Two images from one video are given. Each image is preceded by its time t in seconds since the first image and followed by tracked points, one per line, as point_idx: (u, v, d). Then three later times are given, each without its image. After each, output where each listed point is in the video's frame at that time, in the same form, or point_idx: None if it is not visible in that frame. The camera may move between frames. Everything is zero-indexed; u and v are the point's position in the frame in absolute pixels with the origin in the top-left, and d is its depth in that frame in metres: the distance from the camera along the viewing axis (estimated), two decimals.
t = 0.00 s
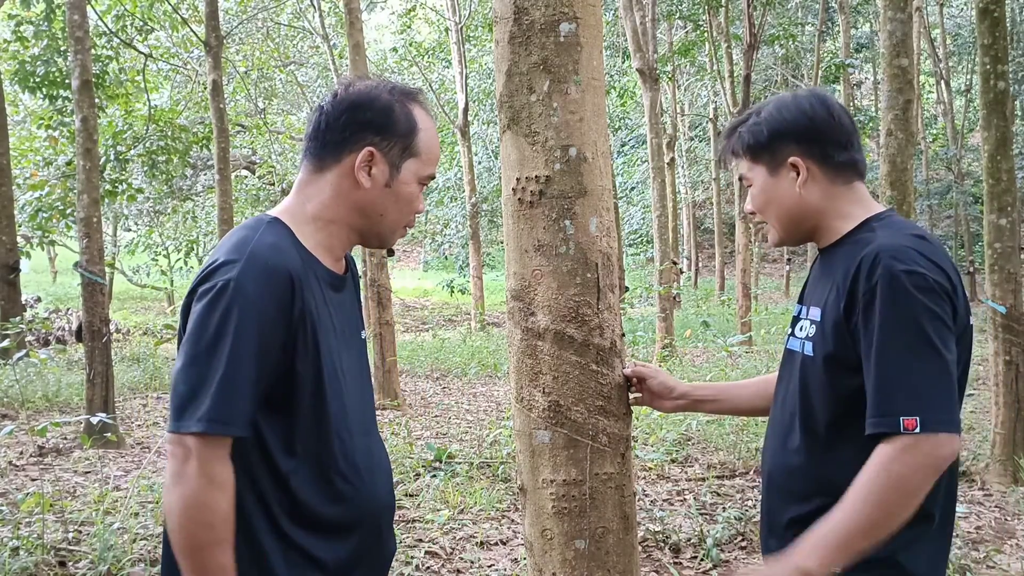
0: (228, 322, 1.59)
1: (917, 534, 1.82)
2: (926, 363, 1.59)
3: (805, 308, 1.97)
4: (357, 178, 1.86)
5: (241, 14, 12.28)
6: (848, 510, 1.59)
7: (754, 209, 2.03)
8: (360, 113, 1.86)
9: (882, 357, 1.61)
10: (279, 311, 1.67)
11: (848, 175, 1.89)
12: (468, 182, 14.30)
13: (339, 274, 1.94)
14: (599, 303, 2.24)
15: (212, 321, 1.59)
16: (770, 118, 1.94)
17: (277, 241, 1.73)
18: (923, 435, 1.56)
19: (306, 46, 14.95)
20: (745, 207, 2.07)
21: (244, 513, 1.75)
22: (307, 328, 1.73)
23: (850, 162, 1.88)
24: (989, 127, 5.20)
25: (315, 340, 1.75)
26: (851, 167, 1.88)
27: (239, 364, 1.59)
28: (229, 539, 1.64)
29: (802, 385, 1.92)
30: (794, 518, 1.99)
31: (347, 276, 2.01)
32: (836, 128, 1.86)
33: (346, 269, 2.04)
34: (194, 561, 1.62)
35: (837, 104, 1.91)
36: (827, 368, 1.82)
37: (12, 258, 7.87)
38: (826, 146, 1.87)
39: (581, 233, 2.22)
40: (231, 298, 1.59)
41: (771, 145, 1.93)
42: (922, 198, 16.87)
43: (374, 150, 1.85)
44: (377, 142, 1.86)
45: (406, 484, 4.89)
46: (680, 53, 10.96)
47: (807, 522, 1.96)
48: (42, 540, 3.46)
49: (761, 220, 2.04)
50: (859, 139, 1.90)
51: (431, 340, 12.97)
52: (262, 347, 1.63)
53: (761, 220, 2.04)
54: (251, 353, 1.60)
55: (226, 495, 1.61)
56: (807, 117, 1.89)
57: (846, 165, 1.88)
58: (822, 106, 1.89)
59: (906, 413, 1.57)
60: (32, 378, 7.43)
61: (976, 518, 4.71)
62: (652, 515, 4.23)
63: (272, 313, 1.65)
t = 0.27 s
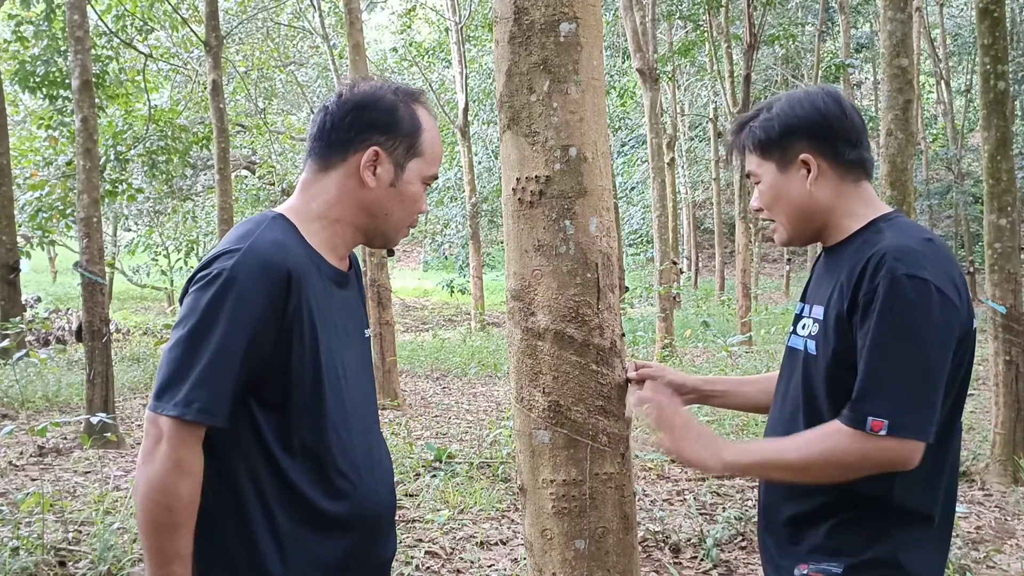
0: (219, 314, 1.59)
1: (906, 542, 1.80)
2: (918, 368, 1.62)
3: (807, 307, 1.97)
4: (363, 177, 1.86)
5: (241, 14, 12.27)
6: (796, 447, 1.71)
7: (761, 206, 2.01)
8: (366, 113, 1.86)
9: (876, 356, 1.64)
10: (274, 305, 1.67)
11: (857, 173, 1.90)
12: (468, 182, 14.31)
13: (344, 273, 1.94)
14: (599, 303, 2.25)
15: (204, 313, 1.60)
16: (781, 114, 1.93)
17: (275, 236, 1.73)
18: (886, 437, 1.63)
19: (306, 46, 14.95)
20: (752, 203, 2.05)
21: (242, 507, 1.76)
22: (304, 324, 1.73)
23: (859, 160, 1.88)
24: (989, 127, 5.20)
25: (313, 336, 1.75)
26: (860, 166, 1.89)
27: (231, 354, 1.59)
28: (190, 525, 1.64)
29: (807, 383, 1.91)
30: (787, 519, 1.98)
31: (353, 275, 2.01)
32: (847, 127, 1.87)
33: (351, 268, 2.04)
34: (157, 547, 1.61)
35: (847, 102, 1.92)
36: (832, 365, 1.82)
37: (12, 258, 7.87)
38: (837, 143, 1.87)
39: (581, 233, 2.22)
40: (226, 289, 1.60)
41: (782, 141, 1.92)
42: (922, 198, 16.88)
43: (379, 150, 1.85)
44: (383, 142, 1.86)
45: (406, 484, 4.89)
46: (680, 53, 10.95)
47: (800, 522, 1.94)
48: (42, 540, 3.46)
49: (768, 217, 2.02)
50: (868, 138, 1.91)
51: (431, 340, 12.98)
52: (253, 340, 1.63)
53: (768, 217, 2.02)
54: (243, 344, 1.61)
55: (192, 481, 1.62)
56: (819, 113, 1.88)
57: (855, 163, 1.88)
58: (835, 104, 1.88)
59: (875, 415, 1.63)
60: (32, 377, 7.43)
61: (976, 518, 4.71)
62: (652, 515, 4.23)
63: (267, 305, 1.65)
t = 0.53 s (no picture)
0: (216, 312, 1.59)
1: (906, 540, 1.80)
2: (914, 361, 1.62)
3: (804, 307, 1.97)
4: (362, 177, 1.86)
5: (241, 14, 12.27)
6: (788, 408, 1.76)
7: (755, 210, 2.00)
8: (366, 112, 1.86)
9: (868, 350, 1.65)
10: (272, 303, 1.67)
11: (851, 174, 1.90)
12: (468, 182, 14.30)
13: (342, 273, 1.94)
14: (599, 303, 2.25)
15: (201, 311, 1.60)
16: (775, 117, 1.93)
17: (273, 234, 1.73)
18: (878, 427, 1.64)
19: (306, 46, 14.95)
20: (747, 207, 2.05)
21: (243, 507, 1.76)
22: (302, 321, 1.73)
23: (853, 161, 1.89)
24: (989, 127, 5.20)
25: (310, 333, 1.74)
26: (855, 166, 1.90)
27: (228, 352, 1.59)
28: (193, 524, 1.64)
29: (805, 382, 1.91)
30: (787, 518, 1.98)
31: (351, 275, 2.01)
32: (840, 129, 1.88)
33: (350, 266, 2.03)
34: (158, 546, 1.61)
35: (839, 104, 1.93)
36: (830, 363, 1.82)
37: (12, 258, 7.87)
38: (830, 145, 1.88)
39: (581, 233, 2.22)
40: (222, 287, 1.60)
41: (777, 143, 1.92)
42: (922, 198, 16.88)
43: (379, 149, 1.86)
44: (382, 142, 1.86)
45: (406, 484, 4.89)
46: (680, 53, 10.95)
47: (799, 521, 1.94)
48: (42, 541, 3.46)
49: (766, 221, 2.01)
50: (860, 140, 1.92)
51: (431, 340, 12.99)
52: (251, 338, 1.63)
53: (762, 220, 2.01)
54: (240, 341, 1.61)
55: (194, 480, 1.62)
56: (812, 116, 1.89)
57: (849, 164, 1.89)
58: (828, 106, 1.89)
59: (867, 402, 1.64)
60: (32, 378, 7.44)
61: (976, 518, 4.71)
62: (652, 515, 4.23)
63: (263, 304, 1.65)
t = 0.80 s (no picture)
0: (211, 316, 1.59)
1: (912, 540, 1.81)
2: (910, 362, 1.62)
3: (802, 308, 1.97)
4: (364, 179, 1.87)
5: (241, 14, 12.27)
6: (786, 419, 1.74)
7: (751, 204, 2.01)
8: (375, 117, 1.89)
9: (864, 351, 1.65)
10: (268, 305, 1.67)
11: (850, 177, 1.90)
12: (468, 182, 14.30)
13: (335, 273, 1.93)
14: (599, 303, 2.25)
15: (196, 315, 1.60)
16: (780, 113, 1.92)
17: (269, 237, 1.74)
18: (877, 429, 1.64)
19: (306, 47, 14.95)
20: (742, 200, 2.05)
21: (245, 509, 1.77)
22: (299, 323, 1.73)
23: (853, 165, 1.89)
24: (989, 127, 5.20)
25: (307, 335, 1.74)
26: (855, 171, 1.90)
27: (222, 359, 1.59)
28: (194, 530, 1.65)
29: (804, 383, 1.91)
30: (789, 520, 1.98)
31: (345, 278, 2.00)
32: (844, 132, 1.87)
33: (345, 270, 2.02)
34: (161, 553, 1.63)
35: (845, 107, 1.92)
36: (828, 364, 1.82)
37: (12, 257, 7.87)
38: (833, 147, 1.87)
39: (581, 234, 2.22)
40: (215, 293, 1.60)
41: (779, 140, 1.91)
42: (922, 198, 16.87)
43: (383, 153, 1.87)
44: (389, 147, 1.88)
45: (406, 484, 4.89)
46: (680, 53, 10.94)
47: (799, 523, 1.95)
48: (42, 541, 3.46)
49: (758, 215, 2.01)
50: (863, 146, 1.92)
51: (431, 340, 12.99)
52: (247, 340, 1.63)
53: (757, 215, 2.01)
54: (237, 344, 1.61)
55: (195, 488, 1.62)
56: (816, 117, 1.88)
57: (849, 168, 1.89)
58: (834, 108, 1.88)
59: (866, 406, 1.64)
60: (32, 378, 7.44)
61: (976, 518, 4.71)
62: (652, 515, 4.23)
63: (258, 308, 1.65)
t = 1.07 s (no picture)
0: (216, 318, 1.60)
1: (925, 551, 1.73)
2: (942, 358, 1.56)
3: (805, 308, 1.88)
4: (366, 179, 1.87)
5: (241, 14, 12.27)
6: (835, 451, 1.64)
7: (781, 190, 1.83)
8: (376, 118, 1.89)
9: (903, 349, 1.58)
10: (273, 306, 1.67)
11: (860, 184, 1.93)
12: (468, 182, 14.31)
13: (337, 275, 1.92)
14: (599, 303, 2.25)
15: (201, 317, 1.60)
16: (828, 103, 1.84)
17: (273, 239, 1.74)
18: (929, 426, 1.55)
19: (306, 46, 14.95)
20: (767, 185, 1.85)
21: (250, 508, 1.77)
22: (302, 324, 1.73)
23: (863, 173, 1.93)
24: (989, 127, 5.20)
25: (309, 336, 1.74)
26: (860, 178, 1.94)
27: (228, 361, 1.60)
28: (202, 531, 1.64)
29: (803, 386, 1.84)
30: (795, 528, 1.86)
31: (346, 280, 2.00)
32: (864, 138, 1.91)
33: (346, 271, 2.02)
34: (169, 555, 1.62)
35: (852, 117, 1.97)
36: (837, 367, 1.74)
37: (12, 257, 7.87)
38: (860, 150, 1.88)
39: (581, 234, 2.22)
40: (221, 295, 1.60)
41: (828, 128, 1.82)
42: (922, 198, 16.86)
43: (385, 154, 1.87)
44: (390, 148, 1.88)
45: (406, 484, 4.89)
46: (680, 53, 10.93)
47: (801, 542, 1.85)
48: (42, 540, 3.46)
49: (776, 213, 1.86)
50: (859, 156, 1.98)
51: (431, 340, 12.99)
52: (252, 342, 1.64)
53: (785, 203, 1.84)
54: (242, 345, 1.61)
55: (204, 489, 1.62)
56: (852, 116, 1.87)
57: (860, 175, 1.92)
58: (857, 114, 1.91)
59: (914, 405, 1.56)
60: (32, 377, 7.44)
61: (976, 518, 4.71)
62: (652, 515, 4.23)
63: (262, 311, 1.65)
